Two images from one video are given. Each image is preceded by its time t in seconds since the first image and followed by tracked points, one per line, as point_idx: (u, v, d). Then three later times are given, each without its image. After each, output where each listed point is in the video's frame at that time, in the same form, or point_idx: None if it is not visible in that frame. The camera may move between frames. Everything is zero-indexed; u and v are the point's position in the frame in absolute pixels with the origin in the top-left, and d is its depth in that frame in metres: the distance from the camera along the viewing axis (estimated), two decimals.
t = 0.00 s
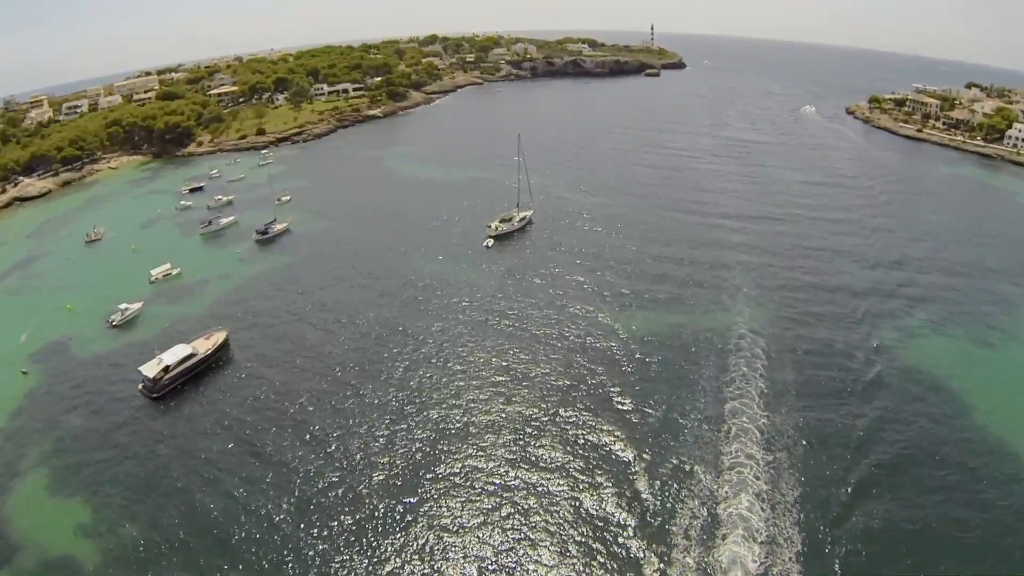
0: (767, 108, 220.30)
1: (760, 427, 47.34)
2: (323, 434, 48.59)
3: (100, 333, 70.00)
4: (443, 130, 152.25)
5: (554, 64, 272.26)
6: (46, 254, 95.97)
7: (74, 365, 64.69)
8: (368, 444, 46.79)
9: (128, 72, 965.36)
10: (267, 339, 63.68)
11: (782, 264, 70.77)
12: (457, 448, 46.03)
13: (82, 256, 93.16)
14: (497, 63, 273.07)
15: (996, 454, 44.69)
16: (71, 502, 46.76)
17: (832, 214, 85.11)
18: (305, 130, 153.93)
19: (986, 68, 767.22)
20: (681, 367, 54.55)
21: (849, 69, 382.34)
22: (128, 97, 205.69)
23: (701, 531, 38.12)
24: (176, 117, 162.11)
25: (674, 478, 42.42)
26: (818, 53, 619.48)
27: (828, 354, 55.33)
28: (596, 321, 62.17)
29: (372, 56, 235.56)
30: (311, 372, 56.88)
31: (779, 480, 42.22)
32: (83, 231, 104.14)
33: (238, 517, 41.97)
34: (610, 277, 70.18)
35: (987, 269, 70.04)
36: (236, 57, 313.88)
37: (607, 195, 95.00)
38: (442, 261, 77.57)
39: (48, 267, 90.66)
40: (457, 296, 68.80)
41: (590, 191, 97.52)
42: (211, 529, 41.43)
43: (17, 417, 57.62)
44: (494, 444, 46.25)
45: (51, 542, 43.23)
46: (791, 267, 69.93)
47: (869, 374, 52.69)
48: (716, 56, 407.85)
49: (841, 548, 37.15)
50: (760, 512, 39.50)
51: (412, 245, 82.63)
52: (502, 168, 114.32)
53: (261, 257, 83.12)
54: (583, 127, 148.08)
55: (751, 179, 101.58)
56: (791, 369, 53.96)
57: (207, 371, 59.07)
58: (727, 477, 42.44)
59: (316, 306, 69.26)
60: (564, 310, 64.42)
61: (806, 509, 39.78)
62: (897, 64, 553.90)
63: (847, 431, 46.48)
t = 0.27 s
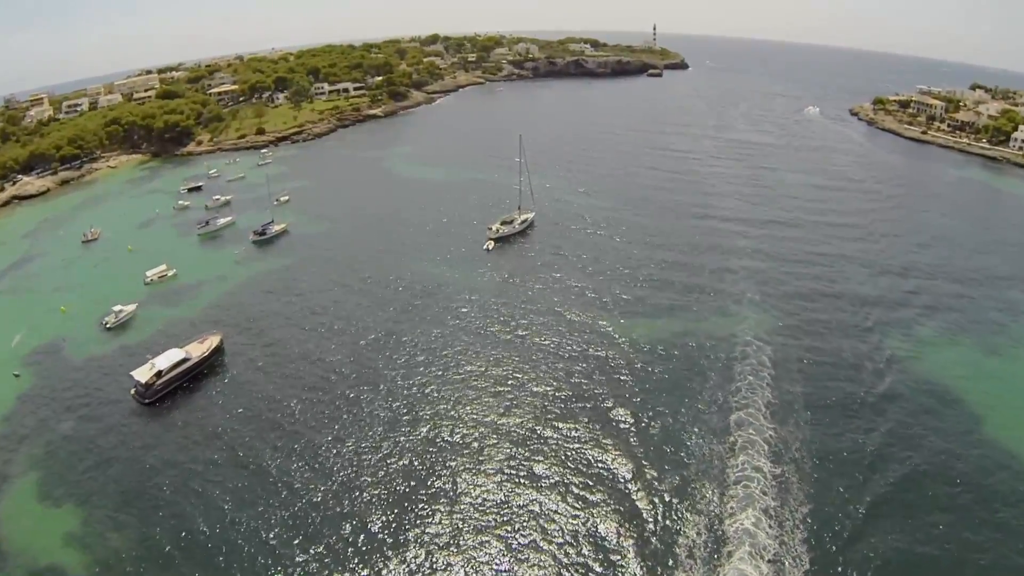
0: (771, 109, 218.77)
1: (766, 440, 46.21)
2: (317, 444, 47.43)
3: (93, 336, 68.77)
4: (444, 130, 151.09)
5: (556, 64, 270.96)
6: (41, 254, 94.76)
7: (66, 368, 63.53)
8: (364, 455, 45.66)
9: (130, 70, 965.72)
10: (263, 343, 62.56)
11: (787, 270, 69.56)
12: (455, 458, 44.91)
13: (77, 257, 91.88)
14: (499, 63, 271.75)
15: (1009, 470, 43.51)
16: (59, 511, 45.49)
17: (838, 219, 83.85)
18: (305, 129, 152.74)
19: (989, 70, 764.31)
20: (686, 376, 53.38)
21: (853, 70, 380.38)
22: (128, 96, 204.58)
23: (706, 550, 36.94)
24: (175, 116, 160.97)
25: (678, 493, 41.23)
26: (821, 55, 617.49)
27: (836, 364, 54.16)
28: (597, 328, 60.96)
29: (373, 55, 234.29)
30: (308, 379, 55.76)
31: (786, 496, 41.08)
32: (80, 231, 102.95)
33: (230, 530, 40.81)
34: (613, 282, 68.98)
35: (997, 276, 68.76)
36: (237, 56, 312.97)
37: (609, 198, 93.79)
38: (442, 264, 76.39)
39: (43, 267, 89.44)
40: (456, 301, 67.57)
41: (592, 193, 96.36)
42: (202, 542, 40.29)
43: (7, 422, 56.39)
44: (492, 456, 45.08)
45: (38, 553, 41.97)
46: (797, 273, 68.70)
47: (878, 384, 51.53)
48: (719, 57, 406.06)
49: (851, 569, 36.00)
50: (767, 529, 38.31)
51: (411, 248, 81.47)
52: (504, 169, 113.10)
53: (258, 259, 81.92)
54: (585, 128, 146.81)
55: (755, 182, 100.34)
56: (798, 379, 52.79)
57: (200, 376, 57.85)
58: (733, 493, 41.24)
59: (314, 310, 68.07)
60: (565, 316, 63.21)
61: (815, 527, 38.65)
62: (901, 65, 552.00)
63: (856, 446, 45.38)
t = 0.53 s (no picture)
0: (774, 110, 217.51)
1: (774, 451, 44.95)
2: (312, 453, 46.22)
3: (86, 339, 67.57)
4: (445, 131, 149.96)
5: (558, 64, 269.84)
6: (36, 255, 93.52)
7: (58, 372, 62.35)
8: (360, 464, 44.47)
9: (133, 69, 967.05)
10: (259, 348, 61.41)
11: (793, 275, 68.37)
12: (453, 469, 43.66)
13: (72, 258, 90.59)
14: (500, 63, 270.65)
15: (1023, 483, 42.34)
16: (46, 521, 44.25)
17: (844, 223, 82.66)
18: (304, 130, 151.57)
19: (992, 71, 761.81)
20: (690, 384, 52.08)
21: (855, 72, 378.89)
22: (127, 95, 203.53)
23: (712, 568, 35.69)
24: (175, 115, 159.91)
25: (683, 507, 39.92)
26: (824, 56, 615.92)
27: (844, 372, 52.91)
28: (599, 335, 59.73)
29: (374, 54, 233.23)
30: (304, 385, 54.57)
31: (795, 511, 39.80)
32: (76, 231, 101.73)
33: (220, 544, 39.57)
34: (616, 287, 67.83)
35: (1007, 281, 67.53)
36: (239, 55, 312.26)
37: (612, 200, 92.63)
38: (442, 267, 75.26)
39: (37, 269, 88.15)
40: (454, 305, 66.33)
41: (594, 195, 95.22)
42: (192, 556, 39.06)
43: None
44: (492, 467, 43.80)
45: (23, 565, 40.72)
46: (803, 278, 67.48)
47: (887, 394, 50.31)
48: (721, 58, 404.74)
49: None
50: (775, 546, 37.03)
51: (411, 250, 80.32)
52: (505, 170, 111.96)
53: (255, 261, 80.73)
54: (587, 129, 145.67)
55: (759, 185, 99.19)
56: (805, 388, 51.56)
57: (193, 382, 56.63)
58: (739, 507, 39.91)
59: (311, 314, 66.89)
60: (567, 322, 62.05)
61: (825, 544, 37.39)
62: (904, 67, 550.20)
63: (866, 458, 44.17)
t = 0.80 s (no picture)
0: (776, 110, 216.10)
1: (783, 461, 43.64)
2: (307, 463, 44.97)
3: (79, 344, 66.39)
4: (445, 131, 148.70)
5: (559, 64, 268.75)
6: (30, 258, 92.29)
7: (50, 378, 61.18)
8: (355, 476, 43.14)
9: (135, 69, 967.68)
10: (255, 354, 60.24)
11: (799, 279, 67.11)
12: (449, 482, 42.23)
13: (68, 261, 89.38)
14: (501, 63, 269.43)
15: None
16: (34, 533, 43.01)
17: (850, 226, 81.49)
18: (303, 130, 150.40)
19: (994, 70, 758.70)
20: (695, 392, 50.74)
21: (857, 71, 377.04)
22: (127, 96, 202.39)
23: None
24: (173, 116, 158.81)
25: (689, 521, 38.58)
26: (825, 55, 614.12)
27: (853, 379, 51.64)
28: (602, 339, 58.40)
29: (374, 54, 232.17)
30: (300, 392, 53.33)
31: (805, 524, 38.49)
32: (71, 234, 100.50)
33: (213, 558, 38.32)
34: (619, 291, 66.58)
35: (1016, 285, 66.29)
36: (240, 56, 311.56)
37: (613, 202, 91.41)
38: (442, 270, 74.04)
39: (32, 272, 86.95)
40: (454, 310, 64.98)
41: (596, 197, 93.99)
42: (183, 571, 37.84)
43: None
44: (489, 480, 42.29)
45: None
46: (810, 282, 66.27)
47: (897, 402, 49.12)
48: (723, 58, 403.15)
49: None
50: (786, 561, 35.73)
51: (410, 253, 79.08)
52: (505, 171, 110.84)
53: (251, 264, 79.48)
54: (588, 129, 144.49)
55: (763, 186, 98.06)
56: (814, 395, 50.27)
57: (187, 389, 55.42)
58: (748, 521, 38.56)
59: (308, 319, 65.66)
60: (570, 326, 60.78)
61: (837, 559, 36.09)
62: (906, 66, 548.13)
63: (878, 469, 42.92)
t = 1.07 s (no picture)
0: (778, 110, 214.85)
1: (792, 472, 42.28)
2: (302, 475, 43.71)
3: (71, 349, 65.14)
4: (445, 132, 147.44)
5: (559, 65, 267.55)
6: (23, 261, 91.04)
7: (41, 383, 59.94)
8: (351, 489, 41.82)
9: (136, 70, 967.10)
10: (250, 360, 58.95)
11: (805, 283, 65.82)
12: (447, 498, 40.78)
13: (62, 263, 88.04)
14: (501, 63, 268.26)
15: None
16: (22, 545, 41.74)
17: (855, 229, 80.29)
18: (302, 131, 149.26)
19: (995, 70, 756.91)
20: (701, 400, 49.44)
21: (858, 72, 375.56)
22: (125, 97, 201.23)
23: None
24: (171, 116, 157.64)
25: (696, 536, 37.17)
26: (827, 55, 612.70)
27: (862, 385, 50.41)
28: (605, 346, 57.02)
29: (373, 54, 231.02)
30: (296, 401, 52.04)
31: (817, 538, 37.19)
32: (66, 236, 99.23)
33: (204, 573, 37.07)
34: (622, 295, 65.26)
35: None
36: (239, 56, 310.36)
37: (615, 204, 90.18)
38: (441, 274, 72.75)
39: (26, 274, 85.64)
40: (453, 317, 63.55)
41: (598, 199, 92.72)
42: None
43: None
44: (488, 498, 40.67)
45: None
46: (816, 286, 65.05)
47: (908, 409, 47.92)
48: (723, 59, 401.84)
49: None
50: None
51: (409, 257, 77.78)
52: (506, 172, 109.69)
53: (247, 268, 78.18)
54: (589, 130, 143.34)
55: (766, 188, 96.87)
56: (823, 403, 48.93)
57: (179, 397, 54.10)
58: (756, 535, 37.19)
59: (304, 324, 64.38)
60: (572, 332, 59.48)
61: None
62: (907, 66, 546.43)
63: (890, 480, 41.72)
